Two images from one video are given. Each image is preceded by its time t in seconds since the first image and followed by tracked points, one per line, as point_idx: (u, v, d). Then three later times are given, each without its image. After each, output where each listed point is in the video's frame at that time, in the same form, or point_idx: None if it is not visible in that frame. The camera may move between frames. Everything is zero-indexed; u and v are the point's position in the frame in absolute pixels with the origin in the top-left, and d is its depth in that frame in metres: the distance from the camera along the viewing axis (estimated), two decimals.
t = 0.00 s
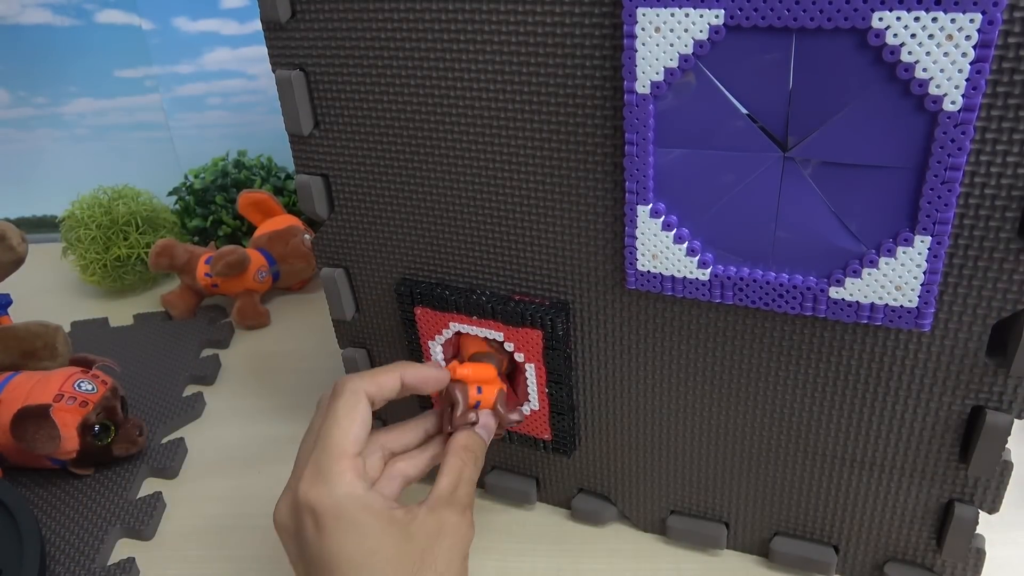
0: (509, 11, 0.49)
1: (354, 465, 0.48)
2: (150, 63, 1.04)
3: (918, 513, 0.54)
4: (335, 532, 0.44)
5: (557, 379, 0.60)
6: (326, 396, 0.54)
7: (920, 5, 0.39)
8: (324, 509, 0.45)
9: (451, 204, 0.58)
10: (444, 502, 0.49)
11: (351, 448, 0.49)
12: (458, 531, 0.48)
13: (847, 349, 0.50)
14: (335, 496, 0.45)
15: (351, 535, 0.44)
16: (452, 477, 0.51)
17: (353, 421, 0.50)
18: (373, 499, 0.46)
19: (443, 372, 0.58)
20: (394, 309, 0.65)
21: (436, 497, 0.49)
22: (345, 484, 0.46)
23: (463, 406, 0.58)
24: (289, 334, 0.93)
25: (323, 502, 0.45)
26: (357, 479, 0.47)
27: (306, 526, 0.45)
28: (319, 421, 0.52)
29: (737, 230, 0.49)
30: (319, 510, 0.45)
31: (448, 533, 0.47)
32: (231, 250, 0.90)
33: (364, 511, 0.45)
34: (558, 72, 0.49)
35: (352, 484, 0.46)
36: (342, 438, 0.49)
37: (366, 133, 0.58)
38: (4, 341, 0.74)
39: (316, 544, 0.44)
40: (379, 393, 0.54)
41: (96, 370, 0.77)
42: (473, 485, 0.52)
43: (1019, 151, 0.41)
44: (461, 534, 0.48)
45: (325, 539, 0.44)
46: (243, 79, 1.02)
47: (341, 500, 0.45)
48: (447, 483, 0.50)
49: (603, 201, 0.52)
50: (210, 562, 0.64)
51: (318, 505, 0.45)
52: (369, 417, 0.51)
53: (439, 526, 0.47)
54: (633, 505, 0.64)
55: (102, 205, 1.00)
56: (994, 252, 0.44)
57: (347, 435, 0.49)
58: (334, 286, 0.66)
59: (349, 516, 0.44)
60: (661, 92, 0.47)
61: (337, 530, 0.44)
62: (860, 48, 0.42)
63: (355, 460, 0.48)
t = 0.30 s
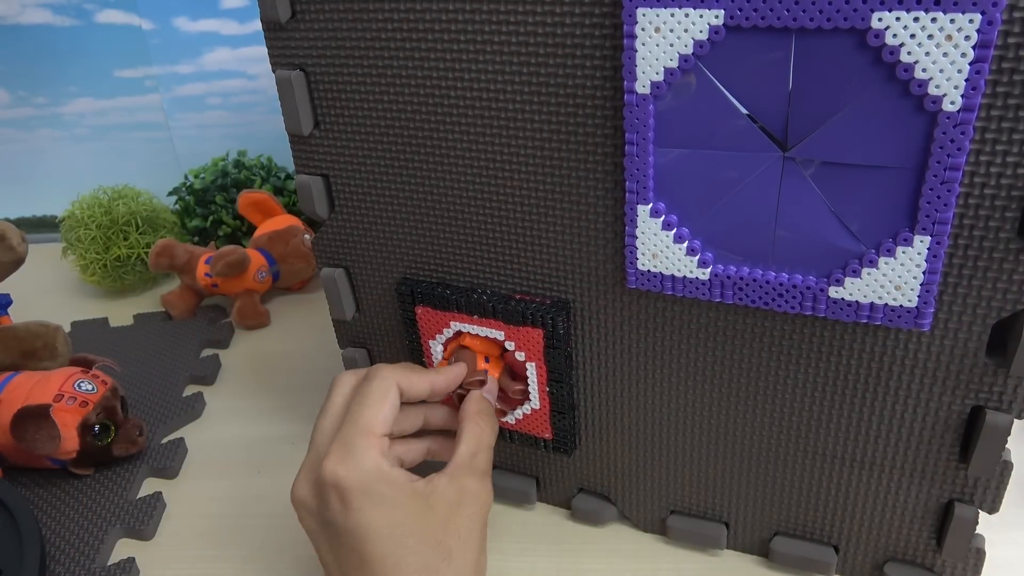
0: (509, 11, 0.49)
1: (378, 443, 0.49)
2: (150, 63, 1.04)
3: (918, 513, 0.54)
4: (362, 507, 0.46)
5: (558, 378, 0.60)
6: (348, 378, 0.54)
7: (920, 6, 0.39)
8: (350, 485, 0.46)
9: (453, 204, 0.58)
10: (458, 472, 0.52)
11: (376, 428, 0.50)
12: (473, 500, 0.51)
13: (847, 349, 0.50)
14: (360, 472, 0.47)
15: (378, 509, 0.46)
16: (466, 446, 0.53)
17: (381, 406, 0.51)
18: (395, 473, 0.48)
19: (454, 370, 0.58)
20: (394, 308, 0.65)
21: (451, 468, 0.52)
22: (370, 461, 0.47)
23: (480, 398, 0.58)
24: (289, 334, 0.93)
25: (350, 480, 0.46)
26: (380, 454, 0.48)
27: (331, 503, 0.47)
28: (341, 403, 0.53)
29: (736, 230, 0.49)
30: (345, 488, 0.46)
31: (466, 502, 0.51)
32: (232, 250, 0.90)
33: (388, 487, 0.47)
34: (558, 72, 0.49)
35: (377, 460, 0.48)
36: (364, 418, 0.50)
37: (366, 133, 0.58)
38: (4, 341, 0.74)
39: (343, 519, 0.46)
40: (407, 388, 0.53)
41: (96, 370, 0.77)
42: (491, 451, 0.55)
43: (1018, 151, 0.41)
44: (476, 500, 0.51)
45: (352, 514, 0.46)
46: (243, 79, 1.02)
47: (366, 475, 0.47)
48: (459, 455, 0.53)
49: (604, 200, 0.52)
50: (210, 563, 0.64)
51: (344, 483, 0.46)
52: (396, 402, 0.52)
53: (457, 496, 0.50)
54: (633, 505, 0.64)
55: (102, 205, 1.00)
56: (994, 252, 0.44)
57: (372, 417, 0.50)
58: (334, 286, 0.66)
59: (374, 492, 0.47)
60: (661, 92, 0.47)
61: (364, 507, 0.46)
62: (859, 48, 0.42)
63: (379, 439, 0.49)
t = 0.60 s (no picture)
0: (510, 9, 0.49)
1: (410, 434, 0.47)
2: (150, 63, 1.04)
3: (917, 512, 0.54)
4: (395, 500, 0.45)
5: (559, 376, 0.60)
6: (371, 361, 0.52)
7: (920, 5, 0.39)
8: (384, 477, 0.45)
9: (455, 202, 0.58)
10: (478, 464, 0.52)
11: (406, 417, 0.48)
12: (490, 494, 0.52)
13: (847, 348, 0.50)
14: (395, 464, 0.46)
15: (410, 503, 0.46)
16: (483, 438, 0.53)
17: (411, 396, 0.49)
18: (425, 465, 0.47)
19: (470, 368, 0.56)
20: (395, 307, 0.65)
21: (471, 460, 0.52)
22: (403, 452, 0.46)
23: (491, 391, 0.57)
24: (290, 334, 0.93)
25: (386, 471, 0.45)
26: (410, 446, 0.47)
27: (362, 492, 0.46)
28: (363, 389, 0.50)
29: (737, 229, 0.49)
30: (379, 479, 0.45)
31: (485, 496, 0.51)
32: (232, 250, 0.90)
33: (420, 480, 0.47)
34: (560, 70, 0.49)
35: (409, 452, 0.47)
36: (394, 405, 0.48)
37: (368, 131, 0.58)
38: (4, 341, 0.74)
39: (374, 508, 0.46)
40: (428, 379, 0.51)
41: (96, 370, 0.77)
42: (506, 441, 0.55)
43: (1018, 151, 0.41)
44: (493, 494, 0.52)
45: (384, 506, 0.45)
46: (243, 79, 1.02)
47: (401, 468, 0.46)
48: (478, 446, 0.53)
49: (605, 199, 0.52)
50: (210, 563, 0.64)
51: (379, 474, 0.45)
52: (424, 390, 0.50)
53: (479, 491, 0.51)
54: (633, 504, 0.64)
55: (102, 205, 1.00)
56: (993, 251, 0.44)
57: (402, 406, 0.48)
58: (335, 285, 0.66)
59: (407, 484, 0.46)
60: (661, 91, 0.47)
61: (397, 500, 0.45)
62: (858, 48, 0.42)
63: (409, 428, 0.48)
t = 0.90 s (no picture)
0: (509, 8, 0.49)
1: (375, 432, 0.49)
2: (150, 63, 1.04)
3: (913, 512, 0.54)
4: (361, 494, 0.47)
5: (557, 372, 0.60)
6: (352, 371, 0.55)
7: (913, 5, 0.39)
8: (347, 473, 0.47)
9: (456, 199, 0.58)
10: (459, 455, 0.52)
11: (373, 417, 0.50)
12: (474, 486, 0.51)
13: (842, 347, 0.50)
14: (359, 460, 0.47)
15: (376, 496, 0.47)
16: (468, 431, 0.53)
17: (376, 398, 0.51)
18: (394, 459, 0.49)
19: (452, 373, 0.57)
20: (397, 304, 0.66)
21: (454, 454, 0.52)
22: (368, 448, 0.48)
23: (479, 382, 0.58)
24: (290, 333, 0.93)
25: (350, 467, 0.47)
26: (377, 442, 0.49)
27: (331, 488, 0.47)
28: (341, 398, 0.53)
29: (732, 227, 0.49)
30: (344, 475, 0.47)
31: (467, 488, 0.51)
32: (231, 250, 0.90)
33: (387, 474, 0.48)
34: (558, 68, 0.49)
35: (374, 448, 0.48)
36: (361, 407, 0.50)
37: (370, 129, 0.58)
38: (4, 341, 0.74)
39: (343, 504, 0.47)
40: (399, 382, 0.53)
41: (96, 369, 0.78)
42: (495, 435, 0.55)
43: (1011, 151, 0.41)
44: (477, 485, 0.52)
45: (350, 501, 0.47)
46: (243, 79, 1.02)
47: (363, 463, 0.47)
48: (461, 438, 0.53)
49: (602, 197, 0.52)
50: (208, 563, 0.64)
51: (343, 471, 0.47)
52: (392, 392, 0.52)
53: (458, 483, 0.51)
54: (631, 502, 0.64)
55: (102, 205, 1.01)
56: (988, 250, 0.44)
57: (369, 407, 0.51)
58: (337, 282, 0.66)
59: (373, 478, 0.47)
60: (657, 89, 0.47)
61: (362, 494, 0.47)
62: (852, 47, 0.41)
63: (376, 426, 0.50)
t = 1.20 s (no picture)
0: (509, 9, 0.49)
1: (372, 434, 0.50)
2: (150, 63, 1.04)
3: (913, 512, 0.54)
4: (360, 498, 0.47)
5: (557, 374, 0.60)
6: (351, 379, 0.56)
7: (913, 5, 0.39)
8: (348, 477, 0.47)
9: (455, 200, 0.58)
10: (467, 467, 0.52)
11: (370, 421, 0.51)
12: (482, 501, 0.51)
13: (842, 347, 0.50)
14: (356, 462, 0.48)
15: (374, 500, 0.47)
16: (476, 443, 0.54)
17: (371, 400, 0.52)
18: (392, 465, 0.49)
19: (442, 379, 0.58)
20: (396, 304, 0.66)
21: (464, 464, 0.52)
22: (365, 451, 0.49)
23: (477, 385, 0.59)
24: (289, 333, 0.93)
25: (346, 469, 0.48)
26: (374, 446, 0.50)
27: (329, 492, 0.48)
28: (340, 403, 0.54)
29: (732, 228, 0.49)
30: (342, 478, 0.47)
31: (472, 501, 0.50)
32: (232, 250, 0.90)
33: (385, 478, 0.48)
34: (558, 69, 0.49)
35: (371, 452, 0.49)
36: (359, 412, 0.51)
37: (369, 130, 0.58)
38: (4, 341, 0.74)
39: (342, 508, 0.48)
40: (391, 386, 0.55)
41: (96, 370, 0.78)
42: (508, 452, 0.55)
43: (1012, 151, 0.41)
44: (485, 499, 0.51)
45: (349, 505, 0.47)
46: (243, 79, 1.02)
47: (362, 468, 0.48)
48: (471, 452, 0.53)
49: (602, 198, 0.52)
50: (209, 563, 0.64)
51: (341, 473, 0.48)
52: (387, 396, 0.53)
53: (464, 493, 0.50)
54: (631, 502, 0.64)
55: (102, 205, 1.01)
56: (988, 251, 0.44)
57: (365, 411, 0.52)
58: (337, 282, 0.66)
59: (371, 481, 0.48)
60: (657, 90, 0.47)
61: (362, 498, 0.47)
62: (852, 47, 0.41)
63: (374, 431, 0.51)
